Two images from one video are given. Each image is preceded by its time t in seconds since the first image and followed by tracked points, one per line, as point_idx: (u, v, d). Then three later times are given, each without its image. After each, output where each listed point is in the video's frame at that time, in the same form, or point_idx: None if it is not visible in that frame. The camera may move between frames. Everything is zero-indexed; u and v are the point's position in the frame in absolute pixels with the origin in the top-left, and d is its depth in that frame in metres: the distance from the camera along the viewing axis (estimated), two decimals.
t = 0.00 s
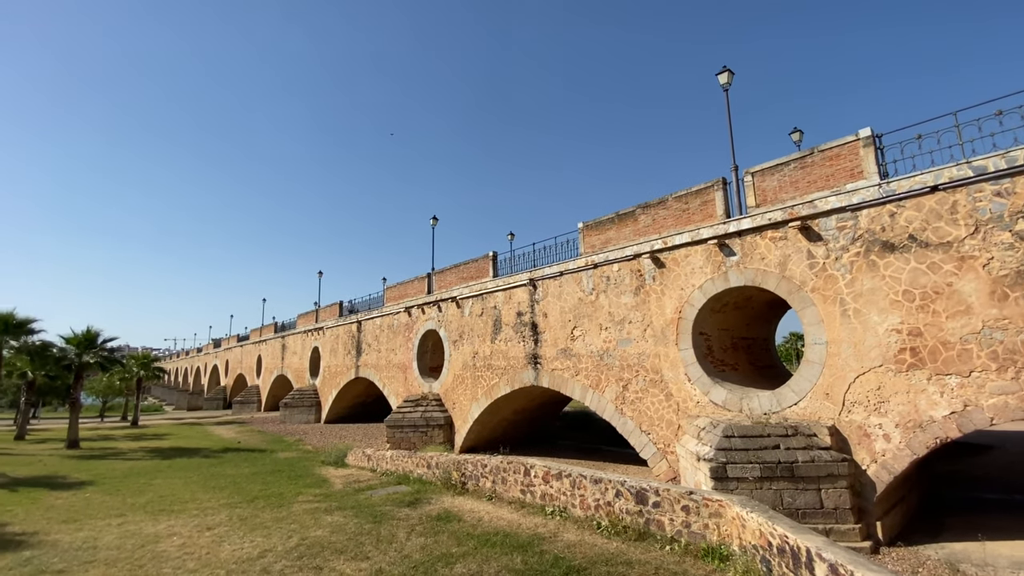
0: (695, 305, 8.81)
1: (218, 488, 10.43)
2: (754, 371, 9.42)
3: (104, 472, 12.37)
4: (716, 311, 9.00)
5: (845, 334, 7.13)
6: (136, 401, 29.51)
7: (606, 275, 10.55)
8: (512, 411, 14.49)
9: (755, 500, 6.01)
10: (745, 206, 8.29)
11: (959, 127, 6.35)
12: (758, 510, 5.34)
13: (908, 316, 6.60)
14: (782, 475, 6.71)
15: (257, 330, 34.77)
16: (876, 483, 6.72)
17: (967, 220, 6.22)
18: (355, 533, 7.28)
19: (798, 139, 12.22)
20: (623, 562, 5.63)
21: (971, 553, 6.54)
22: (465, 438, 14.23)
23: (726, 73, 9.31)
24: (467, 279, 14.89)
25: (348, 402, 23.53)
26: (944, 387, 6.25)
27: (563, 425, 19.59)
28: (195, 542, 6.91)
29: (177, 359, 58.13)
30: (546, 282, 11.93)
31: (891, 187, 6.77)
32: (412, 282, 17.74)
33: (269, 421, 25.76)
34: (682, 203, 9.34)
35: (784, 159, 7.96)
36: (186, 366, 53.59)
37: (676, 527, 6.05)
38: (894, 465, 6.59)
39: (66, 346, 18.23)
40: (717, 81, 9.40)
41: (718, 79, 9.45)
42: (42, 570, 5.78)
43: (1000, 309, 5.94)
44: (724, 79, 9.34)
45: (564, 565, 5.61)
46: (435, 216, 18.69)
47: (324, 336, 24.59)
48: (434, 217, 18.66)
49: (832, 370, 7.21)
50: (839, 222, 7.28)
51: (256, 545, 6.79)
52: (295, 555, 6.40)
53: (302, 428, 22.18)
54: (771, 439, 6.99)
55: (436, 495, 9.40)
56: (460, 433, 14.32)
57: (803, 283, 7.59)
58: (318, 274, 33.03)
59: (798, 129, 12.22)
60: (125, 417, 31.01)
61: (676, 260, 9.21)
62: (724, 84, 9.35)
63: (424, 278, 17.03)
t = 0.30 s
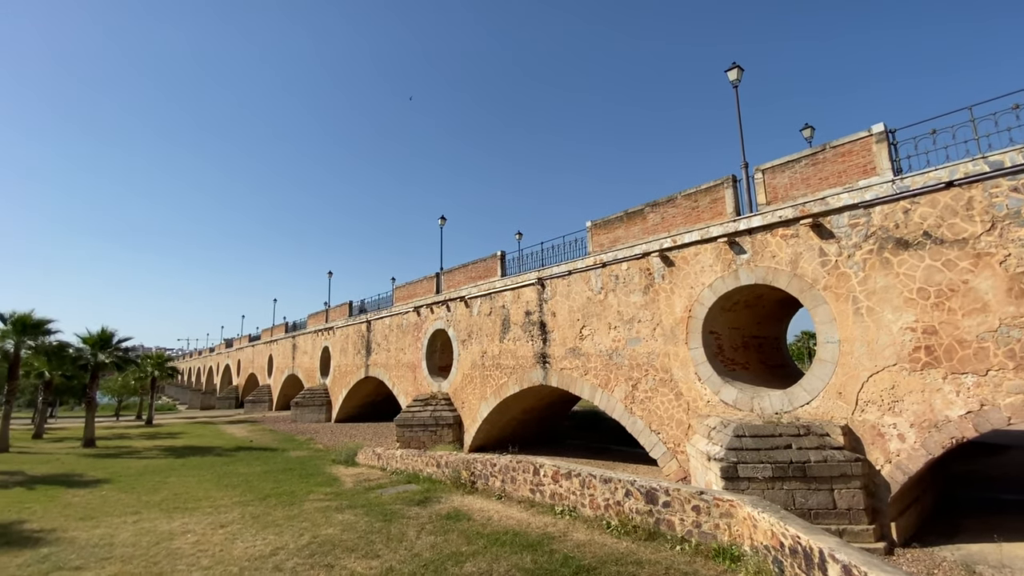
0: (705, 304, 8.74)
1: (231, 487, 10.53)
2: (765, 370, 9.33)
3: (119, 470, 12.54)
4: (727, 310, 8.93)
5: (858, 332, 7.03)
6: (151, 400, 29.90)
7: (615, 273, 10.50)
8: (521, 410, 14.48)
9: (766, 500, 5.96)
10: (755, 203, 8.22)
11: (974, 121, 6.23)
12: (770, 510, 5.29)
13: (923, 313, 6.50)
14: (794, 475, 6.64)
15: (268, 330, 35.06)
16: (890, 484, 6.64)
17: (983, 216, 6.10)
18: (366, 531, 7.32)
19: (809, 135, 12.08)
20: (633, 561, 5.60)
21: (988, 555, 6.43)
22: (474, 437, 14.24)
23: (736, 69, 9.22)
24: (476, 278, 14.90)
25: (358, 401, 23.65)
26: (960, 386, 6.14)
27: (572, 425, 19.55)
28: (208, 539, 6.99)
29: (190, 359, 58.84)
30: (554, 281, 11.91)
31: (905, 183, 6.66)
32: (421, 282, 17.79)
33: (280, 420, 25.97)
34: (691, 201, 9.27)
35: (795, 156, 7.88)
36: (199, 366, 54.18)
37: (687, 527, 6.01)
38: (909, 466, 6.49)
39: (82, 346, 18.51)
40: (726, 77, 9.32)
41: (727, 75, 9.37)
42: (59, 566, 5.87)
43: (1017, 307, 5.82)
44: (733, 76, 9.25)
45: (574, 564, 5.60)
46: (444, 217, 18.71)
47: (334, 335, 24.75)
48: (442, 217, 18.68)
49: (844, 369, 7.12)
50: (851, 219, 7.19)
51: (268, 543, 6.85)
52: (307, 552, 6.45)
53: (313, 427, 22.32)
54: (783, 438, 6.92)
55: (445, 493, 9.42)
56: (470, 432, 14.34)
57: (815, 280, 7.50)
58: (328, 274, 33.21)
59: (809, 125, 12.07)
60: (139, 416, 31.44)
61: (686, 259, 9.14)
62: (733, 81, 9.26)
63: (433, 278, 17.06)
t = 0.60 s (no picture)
0: (716, 302, 8.67)
1: (244, 484, 10.65)
2: (777, 369, 9.24)
3: (135, 468, 12.72)
4: (738, 308, 8.85)
5: (872, 330, 6.94)
6: (165, 399, 30.30)
7: (624, 272, 10.45)
8: (530, 409, 14.48)
9: (778, 499, 5.90)
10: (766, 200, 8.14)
11: (991, 115, 6.12)
12: (782, 510, 5.24)
13: (939, 311, 6.40)
14: (807, 475, 6.57)
15: (280, 329, 35.36)
16: (905, 484, 6.54)
17: (1001, 212, 5.99)
18: (377, 529, 7.36)
19: (821, 131, 11.95)
20: (644, 561, 5.58)
21: (1006, 557, 6.32)
22: (484, 436, 14.27)
23: (747, 66, 9.13)
24: (485, 278, 14.91)
25: (368, 400, 23.79)
26: (977, 385, 6.04)
27: (581, 424, 19.53)
28: (222, 536, 7.06)
29: (204, 358, 59.55)
30: (563, 280, 11.88)
31: (920, 179, 6.56)
32: (430, 281, 17.84)
33: (292, 419, 26.19)
34: (701, 198, 9.20)
35: (807, 152, 7.79)
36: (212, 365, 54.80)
37: (698, 527, 5.97)
38: (924, 466, 6.40)
39: (98, 345, 18.79)
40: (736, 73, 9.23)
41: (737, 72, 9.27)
42: (77, 562, 5.96)
43: None
44: (743, 72, 9.17)
45: (584, 563, 5.59)
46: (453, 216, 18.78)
47: (344, 335, 24.91)
48: (451, 217, 18.75)
49: (858, 368, 7.03)
50: (865, 216, 7.09)
51: (281, 540, 6.91)
52: (319, 550, 6.49)
53: (324, 425, 22.49)
54: (795, 438, 6.86)
55: (455, 492, 9.45)
56: (479, 431, 14.36)
57: (828, 278, 7.41)
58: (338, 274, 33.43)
59: (821, 121, 11.93)
60: (154, 415, 31.85)
61: (696, 257, 9.07)
62: (743, 77, 9.18)
63: (442, 277, 17.10)
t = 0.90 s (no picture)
0: (728, 300, 8.60)
1: (257, 482, 10.76)
2: (790, 367, 9.15)
3: (151, 465, 12.91)
4: (750, 306, 8.77)
5: (887, 329, 6.85)
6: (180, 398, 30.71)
7: (634, 270, 10.40)
8: (540, 408, 14.48)
9: (791, 499, 5.85)
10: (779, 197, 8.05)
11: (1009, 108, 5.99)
12: (796, 510, 5.19)
13: (956, 309, 6.29)
14: (821, 475, 6.50)
15: (292, 328, 35.67)
16: (921, 484, 6.45)
17: (1020, 207, 5.87)
18: (388, 527, 7.40)
19: (834, 127, 11.78)
20: (655, 561, 5.56)
21: None
22: (494, 435, 14.29)
23: (758, 61, 9.02)
24: (494, 276, 14.91)
25: (379, 398, 23.93)
26: (996, 383, 5.94)
27: (592, 423, 19.49)
28: (237, 533, 7.15)
29: (217, 357, 60.29)
30: (573, 279, 11.85)
31: (937, 174, 6.45)
32: (439, 280, 17.88)
33: (304, 417, 26.42)
34: (713, 195, 9.13)
35: (820, 148, 7.69)
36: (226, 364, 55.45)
37: (710, 526, 5.93)
38: (941, 466, 6.31)
39: (115, 345, 19.09)
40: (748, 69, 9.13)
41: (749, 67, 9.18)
42: (95, 558, 6.07)
43: None
44: (755, 67, 9.06)
45: (595, 562, 5.58)
46: (462, 215, 18.80)
47: (355, 334, 25.06)
48: (461, 215, 18.77)
49: (873, 367, 6.94)
50: (880, 212, 6.99)
51: (294, 537, 6.97)
52: (331, 547, 6.55)
53: (336, 424, 22.66)
54: (809, 437, 6.79)
55: (466, 490, 9.48)
56: (489, 429, 14.39)
57: (842, 276, 7.32)
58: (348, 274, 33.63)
59: (834, 116, 11.77)
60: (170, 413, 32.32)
61: (707, 255, 9.00)
62: (755, 72, 9.08)
63: (452, 276, 17.13)
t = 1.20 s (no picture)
0: (740, 298, 8.53)
1: (271, 479, 10.88)
2: (804, 366, 9.06)
3: (167, 462, 13.10)
4: (763, 304, 8.69)
5: (904, 327, 6.75)
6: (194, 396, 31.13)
7: (645, 268, 10.35)
8: (551, 407, 14.47)
9: (806, 500, 5.79)
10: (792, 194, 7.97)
11: None
12: (810, 510, 5.15)
13: (974, 307, 6.19)
14: (836, 474, 6.43)
15: (304, 327, 35.98)
16: (939, 484, 6.36)
17: None
18: (400, 524, 7.45)
19: (848, 122, 11.64)
20: (668, 560, 5.53)
21: None
22: (505, 433, 14.32)
23: (771, 56, 8.93)
24: (504, 275, 14.92)
25: (390, 397, 24.07)
26: (1015, 382, 5.83)
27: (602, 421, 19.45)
28: (252, 529, 7.24)
29: (231, 356, 61.04)
30: (583, 277, 11.83)
31: (954, 169, 6.34)
32: (449, 279, 17.93)
33: (316, 415, 26.66)
34: (724, 192, 9.06)
35: (835, 144, 7.60)
36: (240, 363, 56.09)
37: (723, 526, 5.89)
38: (959, 466, 6.21)
39: (132, 344, 19.38)
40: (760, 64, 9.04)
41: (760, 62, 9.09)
42: (114, 553, 6.18)
43: None
44: (767, 63, 8.97)
45: (607, 561, 5.57)
46: (472, 214, 18.85)
47: (366, 333, 25.22)
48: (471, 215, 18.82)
49: (889, 365, 6.85)
50: (896, 208, 6.89)
51: (307, 534, 7.04)
52: (345, 544, 6.60)
53: (347, 422, 22.83)
54: (823, 437, 6.72)
55: (477, 488, 9.51)
56: (500, 428, 14.41)
57: (857, 273, 7.23)
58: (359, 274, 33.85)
59: (848, 111, 11.61)
60: (185, 411, 32.76)
61: (719, 252, 8.94)
62: (767, 68, 8.98)
63: (462, 275, 17.17)
